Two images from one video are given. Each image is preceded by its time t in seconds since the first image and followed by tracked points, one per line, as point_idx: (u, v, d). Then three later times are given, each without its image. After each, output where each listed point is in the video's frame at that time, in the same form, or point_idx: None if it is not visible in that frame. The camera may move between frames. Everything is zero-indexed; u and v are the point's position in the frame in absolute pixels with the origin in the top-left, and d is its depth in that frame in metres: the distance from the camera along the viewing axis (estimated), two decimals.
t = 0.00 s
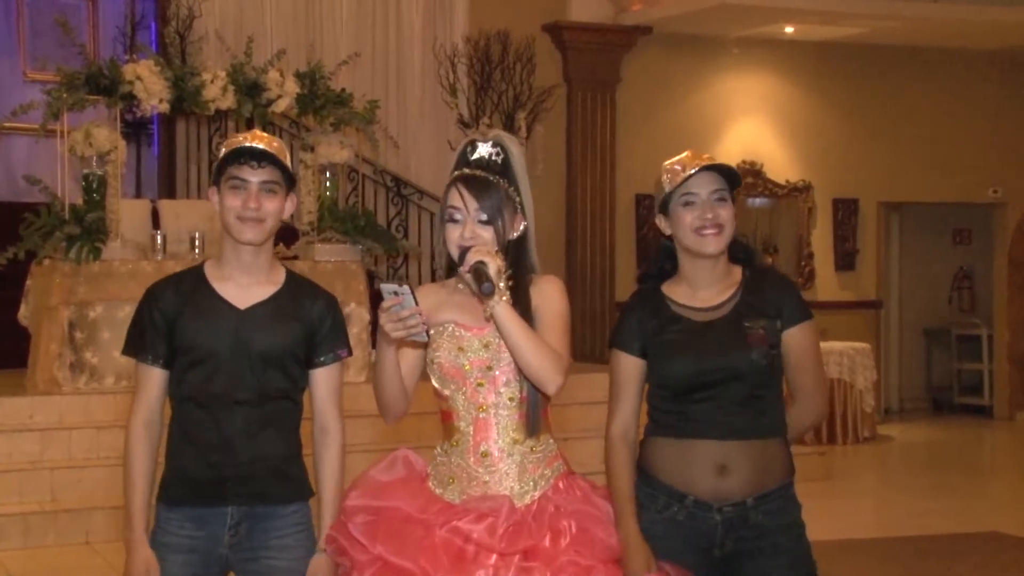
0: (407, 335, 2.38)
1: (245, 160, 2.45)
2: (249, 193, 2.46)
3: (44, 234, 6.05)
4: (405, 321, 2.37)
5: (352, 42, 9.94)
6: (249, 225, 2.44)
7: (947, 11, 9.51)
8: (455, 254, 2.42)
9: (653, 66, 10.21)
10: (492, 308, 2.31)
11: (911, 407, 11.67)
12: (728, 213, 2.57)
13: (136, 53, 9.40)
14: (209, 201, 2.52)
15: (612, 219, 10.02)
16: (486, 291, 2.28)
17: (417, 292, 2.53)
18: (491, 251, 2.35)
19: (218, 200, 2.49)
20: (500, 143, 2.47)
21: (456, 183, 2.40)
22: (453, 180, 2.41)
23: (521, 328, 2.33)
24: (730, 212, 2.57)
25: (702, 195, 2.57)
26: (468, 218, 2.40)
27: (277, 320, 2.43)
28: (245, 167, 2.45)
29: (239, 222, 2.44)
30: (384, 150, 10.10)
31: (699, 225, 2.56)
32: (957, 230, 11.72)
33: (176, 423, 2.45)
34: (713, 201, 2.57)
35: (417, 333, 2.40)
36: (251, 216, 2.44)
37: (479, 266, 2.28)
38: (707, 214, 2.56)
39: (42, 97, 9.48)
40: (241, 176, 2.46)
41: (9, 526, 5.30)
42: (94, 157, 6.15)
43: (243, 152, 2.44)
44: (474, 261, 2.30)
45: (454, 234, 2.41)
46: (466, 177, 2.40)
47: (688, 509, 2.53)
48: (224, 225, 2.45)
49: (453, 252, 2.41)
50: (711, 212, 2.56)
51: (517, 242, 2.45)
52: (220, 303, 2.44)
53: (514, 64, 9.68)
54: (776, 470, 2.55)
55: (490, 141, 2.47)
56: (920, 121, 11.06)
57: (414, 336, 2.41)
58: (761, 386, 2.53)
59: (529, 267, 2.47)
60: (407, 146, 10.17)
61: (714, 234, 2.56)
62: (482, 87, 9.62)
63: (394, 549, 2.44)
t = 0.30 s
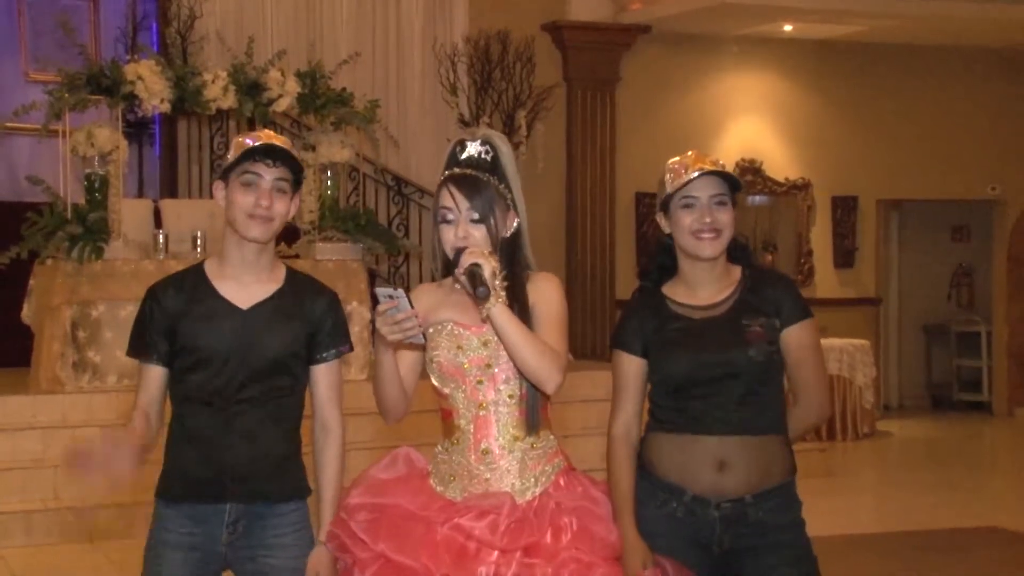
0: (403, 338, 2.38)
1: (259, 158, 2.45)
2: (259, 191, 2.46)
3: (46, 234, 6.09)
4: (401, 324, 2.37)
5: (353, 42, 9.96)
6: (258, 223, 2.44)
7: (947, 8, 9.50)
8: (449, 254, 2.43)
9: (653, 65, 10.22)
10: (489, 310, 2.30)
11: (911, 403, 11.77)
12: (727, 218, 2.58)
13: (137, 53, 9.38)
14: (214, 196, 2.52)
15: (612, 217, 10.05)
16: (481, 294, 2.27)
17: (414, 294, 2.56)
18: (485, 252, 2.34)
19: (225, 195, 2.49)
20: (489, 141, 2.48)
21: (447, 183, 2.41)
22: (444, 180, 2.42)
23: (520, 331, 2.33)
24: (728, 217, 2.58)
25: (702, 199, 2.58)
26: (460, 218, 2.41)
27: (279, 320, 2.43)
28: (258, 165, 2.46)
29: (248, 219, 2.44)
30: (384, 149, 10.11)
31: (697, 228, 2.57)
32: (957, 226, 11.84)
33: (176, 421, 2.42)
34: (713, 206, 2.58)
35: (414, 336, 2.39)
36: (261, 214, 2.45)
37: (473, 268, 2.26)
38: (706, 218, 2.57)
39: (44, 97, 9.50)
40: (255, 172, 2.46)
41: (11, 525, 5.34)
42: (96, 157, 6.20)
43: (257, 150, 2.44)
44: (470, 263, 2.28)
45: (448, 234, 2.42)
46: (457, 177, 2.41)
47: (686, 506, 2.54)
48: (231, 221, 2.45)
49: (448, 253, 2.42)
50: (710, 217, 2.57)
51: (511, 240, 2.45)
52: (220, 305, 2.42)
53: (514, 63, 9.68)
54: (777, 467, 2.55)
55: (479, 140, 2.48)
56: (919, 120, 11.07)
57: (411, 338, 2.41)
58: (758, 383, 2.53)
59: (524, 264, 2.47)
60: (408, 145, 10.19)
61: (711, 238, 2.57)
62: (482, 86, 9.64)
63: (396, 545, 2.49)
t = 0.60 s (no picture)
0: (407, 328, 2.41)
1: (268, 154, 2.44)
2: (268, 186, 2.44)
3: (56, 226, 6.11)
4: (404, 315, 2.40)
5: (356, 38, 9.96)
6: (264, 218, 2.42)
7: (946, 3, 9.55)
8: (451, 245, 2.49)
9: (653, 62, 10.31)
10: (489, 303, 2.35)
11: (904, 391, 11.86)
12: (710, 210, 2.63)
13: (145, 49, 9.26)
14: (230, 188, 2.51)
15: (611, 209, 10.12)
16: (484, 290, 2.33)
17: (416, 284, 2.62)
18: (487, 246, 2.39)
19: (238, 186, 2.48)
20: (490, 134, 2.52)
21: (448, 176, 2.46)
22: (446, 173, 2.47)
23: (518, 322, 2.37)
24: (709, 208, 2.62)
25: (683, 192, 2.64)
26: (462, 211, 2.46)
27: (284, 308, 2.41)
28: (268, 160, 2.45)
29: (254, 214, 2.42)
30: (387, 142, 10.16)
31: (678, 221, 2.64)
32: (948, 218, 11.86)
33: (182, 406, 2.39)
34: (693, 198, 2.63)
35: (416, 326, 2.43)
36: (267, 209, 2.42)
37: (475, 261, 2.32)
38: (685, 211, 2.63)
39: (54, 92, 9.19)
40: (263, 168, 2.45)
41: (24, 510, 5.49)
42: (105, 150, 6.26)
43: (266, 145, 2.43)
44: (471, 256, 2.34)
45: (449, 226, 2.48)
46: (458, 170, 2.46)
47: (683, 491, 2.60)
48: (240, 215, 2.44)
49: (450, 245, 2.48)
50: (690, 209, 2.63)
51: (512, 231, 2.51)
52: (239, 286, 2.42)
53: (514, 58, 9.73)
54: (770, 455, 2.62)
55: (480, 132, 2.52)
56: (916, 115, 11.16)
57: (414, 329, 2.46)
58: (754, 374, 2.60)
59: (524, 255, 2.52)
60: (411, 139, 10.22)
61: (693, 229, 2.62)
62: (484, 80, 9.61)
63: (399, 531, 2.50)
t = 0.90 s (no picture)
0: (413, 330, 2.46)
1: (276, 153, 2.50)
2: (276, 184, 2.51)
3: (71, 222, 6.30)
4: (410, 316, 2.45)
5: (360, 41, 10.03)
6: (274, 215, 2.50)
7: (942, 6, 9.62)
8: (455, 244, 2.56)
9: (651, 64, 10.42)
10: (492, 304, 2.43)
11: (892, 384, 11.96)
12: (684, 214, 2.70)
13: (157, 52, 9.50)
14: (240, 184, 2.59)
15: (610, 206, 10.21)
16: (486, 293, 2.39)
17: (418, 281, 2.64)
18: (489, 248, 2.46)
19: (248, 186, 2.55)
20: (493, 135, 2.60)
21: (452, 177, 2.53)
22: (450, 174, 2.55)
23: (519, 322, 2.45)
24: (680, 212, 2.70)
25: (657, 196, 2.73)
26: (465, 211, 2.54)
27: (296, 304, 2.48)
28: (276, 159, 2.51)
29: (265, 210, 2.50)
30: (392, 143, 10.21)
31: (656, 223, 2.74)
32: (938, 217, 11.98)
33: (193, 399, 2.48)
34: (667, 202, 2.71)
35: (423, 327, 2.47)
36: (276, 206, 2.50)
37: (477, 264, 2.39)
38: (659, 214, 2.72)
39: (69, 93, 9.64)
40: (272, 167, 2.51)
41: (39, 498, 5.60)
42: (118, 149, 6.40)
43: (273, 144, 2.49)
44: (473, 260, 2.41)
45: (453, 225, 2.55)
46: (461, 170, 2.54)
47: (678, 481, 2.70)
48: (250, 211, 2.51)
49: (453, 244, 2.56)
50: (663, 212, 2.72)
51: (512, 231, 2.58)
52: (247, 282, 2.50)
53: (516, 60, 9.84)
54: (763, 449, 2.71)
55: (483, 133, 2.61)
56: (909, 116, 11.28)
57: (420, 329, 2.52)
58: (748, 370, 2.69)
59: (524, 254, 2.60)
60: (415, 138, 10.29)
61: (667, 232, 2.71)
62: (486, 82, 9.77)
63: (402, 521, 2.52)
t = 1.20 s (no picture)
0: (415, 316, 2.49)
1: (280, 147, 2.53)
2: (284, 176, 2.53)
3: (84, 217, 6.45)
4: (413, 303, 2.47)
5: (365, 40, 10.10)
6: (285, 206, 2.51)
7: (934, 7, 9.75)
8: (458, 235, 2.56)
9: (645, 66, 10.50)
10: (494, 293, 2.43)
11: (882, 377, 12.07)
12: (683, 215, 2.75)
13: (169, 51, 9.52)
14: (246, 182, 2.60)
15: (606, 203, 10.34)
16: (489, 281, 2.40)
17: (423, 272, 2.67)
18: (492, 238, 2.48)
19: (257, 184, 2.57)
20: (495, 131, 2.61)
21: (455, 169, 2.52)
22: (452, 166, 2.54)
23: (520, 312, 2.46)
24: (679, 214, 2.75)
25: (658, 197, 2.78)
26: (468, 202, 2.53)
27: (306, 295, 2.50)
28: (279, 154, 2.53)
29: (275, 203, 2.51)
30: (395, 140, 10.29)
31: (655, 223, 2.79)
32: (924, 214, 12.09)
33: (204, 388, 2.49)
34: (667, 204, 2.76)
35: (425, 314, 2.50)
36: (286, 198, 2.51)
37: (480, 254, 2.41)
38: (658, 215, 2.78)
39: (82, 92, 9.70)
40: (276, 161, 2.54)
41: (53, 480, 5.58)
42: (129, 146, 6.52)
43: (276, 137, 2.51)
44: (477, 248, 2.43)
45: (456, 217, 2.55)
46: (464, 162, 2.53)
47: (674, 470, 2.75)
48: (261, 206, 2.53)
49: (456, 235, 2.54)
50: (662, 214, 2.77)
51: (514, 224, 2.58)
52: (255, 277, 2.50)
53: (516, 60, 9.95)
54: (757, 437, 2.77)
55: (486, 129, 2.61)
56: (902, 116, 11.43)
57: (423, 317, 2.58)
58: (744, 362, 2.74)
59: (526, 248, 2.60)
60: (418, 135, 10.36)
61: (665, 233, 2.76)
62: (487, 81, 9.88)
63: (405, 506, 2.56)
